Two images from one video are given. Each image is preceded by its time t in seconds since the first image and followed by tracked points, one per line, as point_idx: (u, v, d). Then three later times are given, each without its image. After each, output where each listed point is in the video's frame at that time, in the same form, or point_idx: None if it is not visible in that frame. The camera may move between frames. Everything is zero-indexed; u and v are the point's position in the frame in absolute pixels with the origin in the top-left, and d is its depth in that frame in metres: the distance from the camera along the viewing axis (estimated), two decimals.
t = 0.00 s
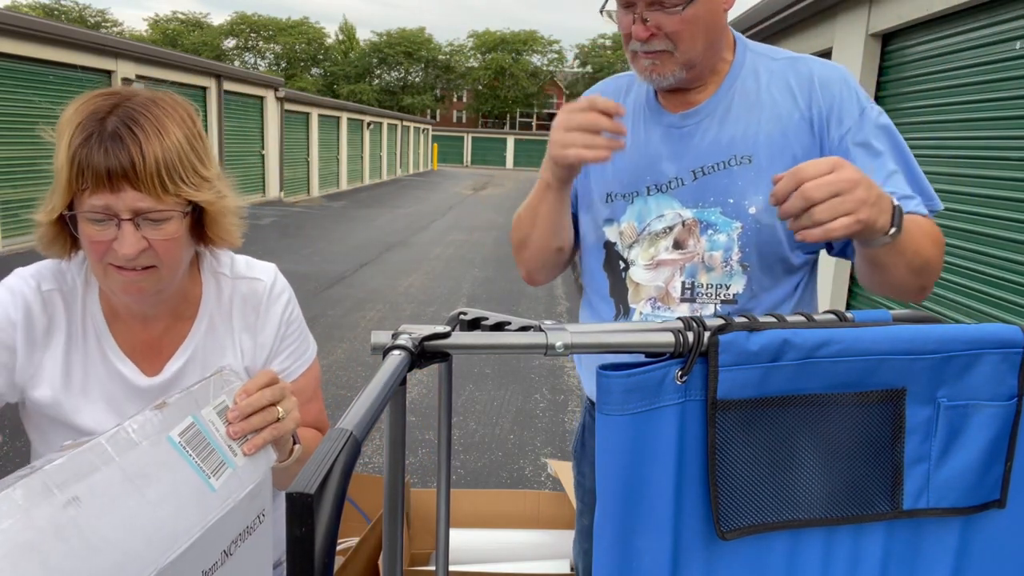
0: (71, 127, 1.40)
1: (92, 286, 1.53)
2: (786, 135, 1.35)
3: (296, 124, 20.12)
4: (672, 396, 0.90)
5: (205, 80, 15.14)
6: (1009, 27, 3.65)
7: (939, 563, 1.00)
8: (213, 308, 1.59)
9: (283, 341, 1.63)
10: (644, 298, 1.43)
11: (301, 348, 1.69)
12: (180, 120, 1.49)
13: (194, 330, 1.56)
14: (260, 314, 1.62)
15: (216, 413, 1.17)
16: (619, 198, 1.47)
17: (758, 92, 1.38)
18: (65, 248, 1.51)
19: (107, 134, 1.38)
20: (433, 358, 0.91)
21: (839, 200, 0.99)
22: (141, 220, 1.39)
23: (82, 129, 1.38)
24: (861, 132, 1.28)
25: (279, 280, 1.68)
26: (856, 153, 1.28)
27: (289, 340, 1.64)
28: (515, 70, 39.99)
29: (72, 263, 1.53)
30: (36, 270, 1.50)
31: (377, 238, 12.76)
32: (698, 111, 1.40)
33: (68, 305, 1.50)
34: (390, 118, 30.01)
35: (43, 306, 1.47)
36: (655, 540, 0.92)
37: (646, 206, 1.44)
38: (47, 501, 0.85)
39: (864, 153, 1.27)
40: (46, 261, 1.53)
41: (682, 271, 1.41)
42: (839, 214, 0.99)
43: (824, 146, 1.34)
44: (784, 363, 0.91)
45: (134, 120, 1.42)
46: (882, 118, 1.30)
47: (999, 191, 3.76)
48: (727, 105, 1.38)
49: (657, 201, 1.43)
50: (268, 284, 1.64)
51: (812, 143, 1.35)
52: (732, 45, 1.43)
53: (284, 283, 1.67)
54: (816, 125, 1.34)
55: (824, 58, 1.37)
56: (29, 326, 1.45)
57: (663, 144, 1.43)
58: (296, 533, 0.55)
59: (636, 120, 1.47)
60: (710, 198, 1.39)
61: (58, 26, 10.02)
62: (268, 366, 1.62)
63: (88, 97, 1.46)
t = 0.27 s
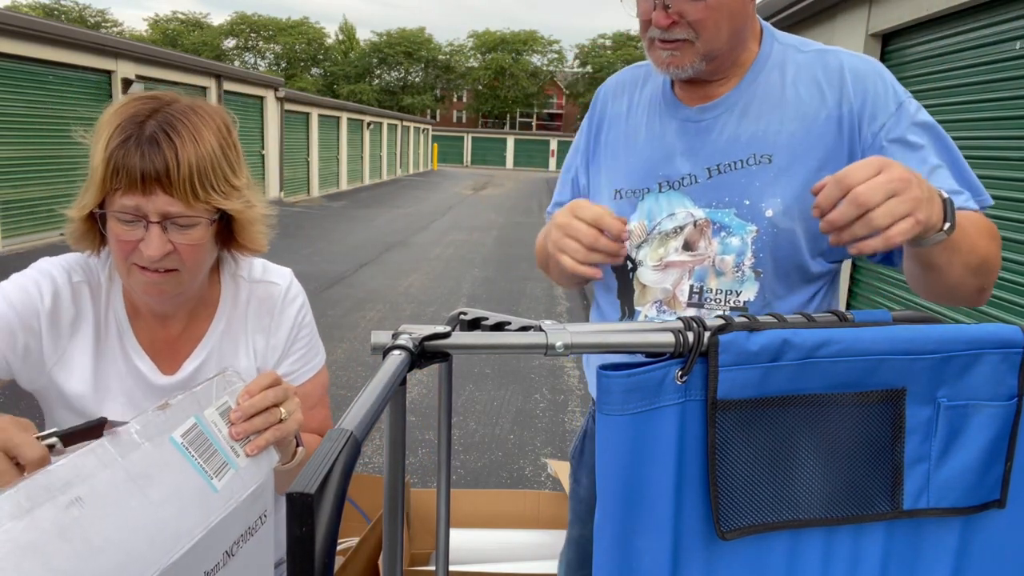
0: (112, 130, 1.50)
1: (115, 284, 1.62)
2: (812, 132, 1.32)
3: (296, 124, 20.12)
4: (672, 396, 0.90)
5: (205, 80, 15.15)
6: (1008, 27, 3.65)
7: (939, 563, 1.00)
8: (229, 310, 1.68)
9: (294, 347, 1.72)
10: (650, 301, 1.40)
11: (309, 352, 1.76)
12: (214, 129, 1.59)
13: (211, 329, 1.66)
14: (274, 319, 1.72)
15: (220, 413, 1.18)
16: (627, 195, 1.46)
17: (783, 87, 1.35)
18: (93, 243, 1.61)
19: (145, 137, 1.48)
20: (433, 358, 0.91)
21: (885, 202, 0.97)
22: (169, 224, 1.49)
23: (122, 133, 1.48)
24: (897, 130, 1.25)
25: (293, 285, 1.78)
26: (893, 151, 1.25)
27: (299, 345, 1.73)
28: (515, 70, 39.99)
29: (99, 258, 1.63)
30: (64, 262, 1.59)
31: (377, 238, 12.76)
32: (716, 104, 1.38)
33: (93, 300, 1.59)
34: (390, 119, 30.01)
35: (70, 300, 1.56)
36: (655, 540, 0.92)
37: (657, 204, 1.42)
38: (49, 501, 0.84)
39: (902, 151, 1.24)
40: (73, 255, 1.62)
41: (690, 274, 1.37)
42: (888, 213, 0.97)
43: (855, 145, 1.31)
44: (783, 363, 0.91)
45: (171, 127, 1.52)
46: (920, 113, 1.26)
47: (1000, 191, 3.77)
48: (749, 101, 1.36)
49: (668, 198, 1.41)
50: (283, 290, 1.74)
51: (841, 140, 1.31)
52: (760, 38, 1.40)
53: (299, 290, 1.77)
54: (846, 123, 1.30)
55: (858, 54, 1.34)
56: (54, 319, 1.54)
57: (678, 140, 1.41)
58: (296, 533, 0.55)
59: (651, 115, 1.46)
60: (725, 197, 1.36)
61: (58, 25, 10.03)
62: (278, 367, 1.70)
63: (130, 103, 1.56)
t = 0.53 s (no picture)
0: (126, 133, 1.54)
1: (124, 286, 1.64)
2: (813, 133, 1.27)
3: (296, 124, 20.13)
4: (672, 396, 0.90)
5: (205, 80, 15.15)
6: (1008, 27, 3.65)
7: (939, 563, 1.00)
8: (237, 313, 1.71)
9: (300, 348, 1.74)
10: (644, 306, 1.39)
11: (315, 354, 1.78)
12: (227, 135, 1.63)
13: (218, 332, 1.67)
14: (281, 320, 1.73)
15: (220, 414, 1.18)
16: (624, 196, 1.45)
17: (785, 85, 1.31)
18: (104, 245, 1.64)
19: (159, 142, 1.52)
20: (433, 358, 0.91)
21: (889, 260, 0.89)
22: (179, 229, 1.53)
23: (136, 136, 1.52)
24: (901, 132, 1.20)
25: (299, 285, 1.79)
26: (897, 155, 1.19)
27: (304, 346, 1.75)
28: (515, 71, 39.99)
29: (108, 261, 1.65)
30: (74, 264, 1.61)
31: (377, 238, 12.76)
32: (716, 102, 1.35)
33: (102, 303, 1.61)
34: (390, 119, 30.01)
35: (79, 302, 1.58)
36: (655, 540, 0.92)
37: (653, 205, 1.40)
38: (52, 499, 0.84)
39: (907, 155, 1.18)
40: (82, 257, 1.65)
41: (685, 279, 1.35)
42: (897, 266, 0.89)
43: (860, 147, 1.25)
44: (784, 363, 0.91)
45: (186, 133, 1.56)
46: (927, 113, 1.20)
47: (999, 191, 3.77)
48: (747, 100, 1.33)
49: (665, 199, 1.39)
50: (289, 292, 1.76)
51: (843, 141, 1.26)
52: (760, 32, 1.37)
53: (304, 292, 1.79)
54: (850, 124, 1.25)
55: (866, 50, 1.28)
56: (63, 322, 1.56)
57: (676, 139, 1.40)
58: (295, 533, 0.55)
59: (649, 112, 1.45)
60: (722, 201, 1.33)
61: (58, 25, 10.04)
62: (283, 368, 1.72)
63: (145, 107, 1.60)
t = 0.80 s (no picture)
0: (123, 128, 1.61)
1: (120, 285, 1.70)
2: (779, 128, 1.27)
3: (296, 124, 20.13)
4: (672, 396, 0.90)
5: (205, 80, 15.15)
6: (1008, 27, 3.65)
7: (939, 563, 1.00)
8: (234, 311, 1.75)
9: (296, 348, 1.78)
10: (619, 311, 1.38)
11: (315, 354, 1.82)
12: (222, 132, 1.68)
13: (214, 331, 1.72)
14: (276, 320, 1.78)
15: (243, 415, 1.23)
16: (590, 200, 1.42)
17: (746, 81, 1.31)
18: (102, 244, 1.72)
19: (150, 137, 1.58)
20: (433, 359, 0.91)
21: (878, 290, 0.87)
22: (170, 224, 1.59)
23: (130, 130, 1.59)
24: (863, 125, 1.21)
25: (298, 286, 1.84)
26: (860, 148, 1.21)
27: (301, 346, 1.79)
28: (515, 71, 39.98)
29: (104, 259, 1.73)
30: (71, 265, 1.68)
31: (377, 238, 12.76)
32: (677, 102, 1.34)
33: (98, 302, 1.67)
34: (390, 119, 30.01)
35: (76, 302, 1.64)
36: (654, 540, 0.92)
37: (622, 208, 1.38)
38: (86, 487, 0.87)
39: (870, 148, 1.20)
40: (80, 259, 1.71)
41: (660, 282, 1.34)
42: (889, 298, 0.88)
43: (824, 141, 1.26)
44: (783, 363, 0.92)
45: (178, 128, 1.62)
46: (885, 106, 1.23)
47: (999, 191, 3.77)
48: (710, 97, 1.32)
49: (634, 202, 1.37)
50: (286, 293, 1.80)
51: (808, 135, 1.26)
52: (718, 29, 1.37)
53: (306, 295, 1.84)
54: (814, 118, 1.26)
55: (824, 44, 1.30)
56: (61, 321, 1.63)
57: (640, 138, 1.38)
58: (296, 532, 0.55)
59: (610, 114, 1.43)
60: (693, 199, 1.32)
61: (58, 25, 10.05)
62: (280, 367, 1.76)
63: (146, 101, 1.67)
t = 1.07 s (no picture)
0: (82, 119, 1.66)
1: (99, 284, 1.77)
2: (733, 120, 1.31)
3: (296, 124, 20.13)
4: (672, 397, 0.89)
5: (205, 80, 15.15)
6: (1009, 27, 3.65)
7: (939, 564, 1.00)
8: (214, 304, 1.78)
9: (279, 342, 1.81)
10: (588, 314, 1.39)
11: (301, 350, 1.85)
12: (181, 120, 1.73)
13: (194, 324, 1.75)
14: (258, 314, 1.80)
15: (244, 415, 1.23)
16: (551, 203, 1.43)
17: (699, 77, 1.34)
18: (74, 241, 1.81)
19: (107, 127, 1.63)
20: (433, 359, 0.91)
21: (868, 330, 0.82)
22: (133, 212, 1.64)
23: (89, 122, 1.64)
24: (815, 109, 1.25)
25: (281, 280, 1.85)
26: (811, 131, 1.24)
27: (287, 342, 1.82)
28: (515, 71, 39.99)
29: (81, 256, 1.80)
30: (48, 264, 1.74)
31: (377, 238, 12.76)
32: (633, 101, 1.36)
33: (77, 300, 1.73)
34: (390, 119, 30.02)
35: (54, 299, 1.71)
36: (654, 541, 0.92)
37: (584, 211, 1.39)
38: (92, 488, 0.89)
39: (822, 131, 1.23)
40: (59, 259, 1.79)
41: (629, 282, 1.36)
42: (880, 337, 0.83)
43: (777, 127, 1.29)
44: (782, 364, 0.91)
45: (136, 117, 1.66)
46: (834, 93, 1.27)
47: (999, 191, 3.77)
48: (664, 92, 1.35)
49: (596, 204, 1.39)
50: (270, 287, 1.82)
51: (761, 126, 1.30)
52: (664, 27, 1.41)
53: (291, 290, 1.86)
54: (766, 106, 1.30)
55: (767, 36, 1.35)
56: (38, 317, 1.69)
57: (598, 139, 1.39)
58: (296, 532, 0.54)
59: (565, 116, 1.44)
60: (655, 197, 1.34)
61: (58, 25, 10.06)
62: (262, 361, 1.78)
63: (108, 93, 1.72)
